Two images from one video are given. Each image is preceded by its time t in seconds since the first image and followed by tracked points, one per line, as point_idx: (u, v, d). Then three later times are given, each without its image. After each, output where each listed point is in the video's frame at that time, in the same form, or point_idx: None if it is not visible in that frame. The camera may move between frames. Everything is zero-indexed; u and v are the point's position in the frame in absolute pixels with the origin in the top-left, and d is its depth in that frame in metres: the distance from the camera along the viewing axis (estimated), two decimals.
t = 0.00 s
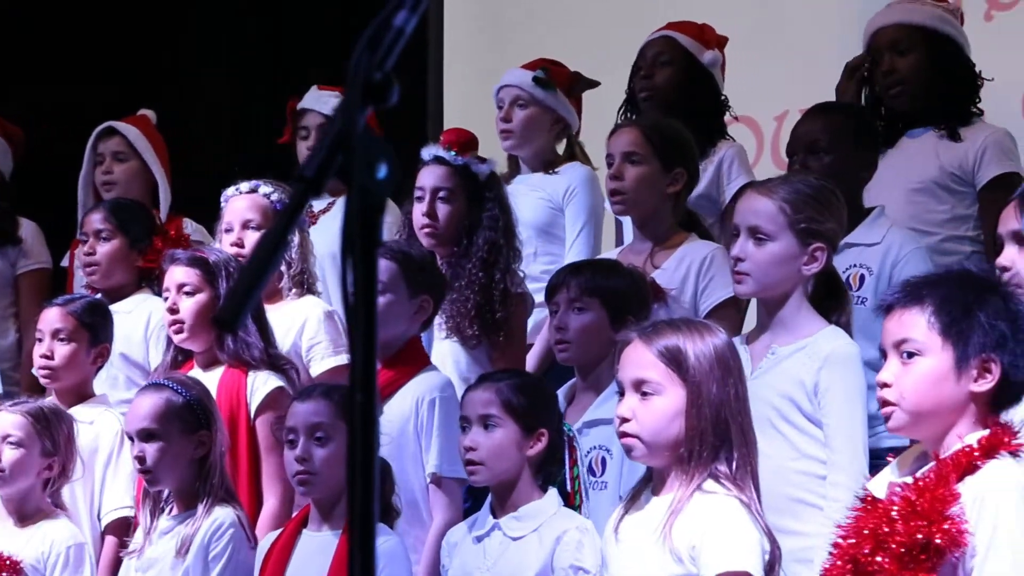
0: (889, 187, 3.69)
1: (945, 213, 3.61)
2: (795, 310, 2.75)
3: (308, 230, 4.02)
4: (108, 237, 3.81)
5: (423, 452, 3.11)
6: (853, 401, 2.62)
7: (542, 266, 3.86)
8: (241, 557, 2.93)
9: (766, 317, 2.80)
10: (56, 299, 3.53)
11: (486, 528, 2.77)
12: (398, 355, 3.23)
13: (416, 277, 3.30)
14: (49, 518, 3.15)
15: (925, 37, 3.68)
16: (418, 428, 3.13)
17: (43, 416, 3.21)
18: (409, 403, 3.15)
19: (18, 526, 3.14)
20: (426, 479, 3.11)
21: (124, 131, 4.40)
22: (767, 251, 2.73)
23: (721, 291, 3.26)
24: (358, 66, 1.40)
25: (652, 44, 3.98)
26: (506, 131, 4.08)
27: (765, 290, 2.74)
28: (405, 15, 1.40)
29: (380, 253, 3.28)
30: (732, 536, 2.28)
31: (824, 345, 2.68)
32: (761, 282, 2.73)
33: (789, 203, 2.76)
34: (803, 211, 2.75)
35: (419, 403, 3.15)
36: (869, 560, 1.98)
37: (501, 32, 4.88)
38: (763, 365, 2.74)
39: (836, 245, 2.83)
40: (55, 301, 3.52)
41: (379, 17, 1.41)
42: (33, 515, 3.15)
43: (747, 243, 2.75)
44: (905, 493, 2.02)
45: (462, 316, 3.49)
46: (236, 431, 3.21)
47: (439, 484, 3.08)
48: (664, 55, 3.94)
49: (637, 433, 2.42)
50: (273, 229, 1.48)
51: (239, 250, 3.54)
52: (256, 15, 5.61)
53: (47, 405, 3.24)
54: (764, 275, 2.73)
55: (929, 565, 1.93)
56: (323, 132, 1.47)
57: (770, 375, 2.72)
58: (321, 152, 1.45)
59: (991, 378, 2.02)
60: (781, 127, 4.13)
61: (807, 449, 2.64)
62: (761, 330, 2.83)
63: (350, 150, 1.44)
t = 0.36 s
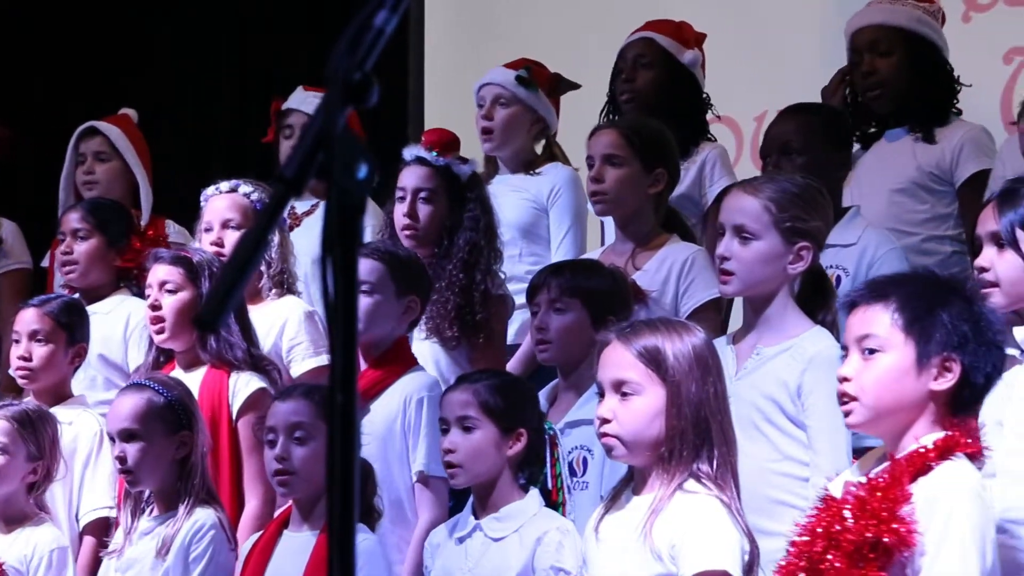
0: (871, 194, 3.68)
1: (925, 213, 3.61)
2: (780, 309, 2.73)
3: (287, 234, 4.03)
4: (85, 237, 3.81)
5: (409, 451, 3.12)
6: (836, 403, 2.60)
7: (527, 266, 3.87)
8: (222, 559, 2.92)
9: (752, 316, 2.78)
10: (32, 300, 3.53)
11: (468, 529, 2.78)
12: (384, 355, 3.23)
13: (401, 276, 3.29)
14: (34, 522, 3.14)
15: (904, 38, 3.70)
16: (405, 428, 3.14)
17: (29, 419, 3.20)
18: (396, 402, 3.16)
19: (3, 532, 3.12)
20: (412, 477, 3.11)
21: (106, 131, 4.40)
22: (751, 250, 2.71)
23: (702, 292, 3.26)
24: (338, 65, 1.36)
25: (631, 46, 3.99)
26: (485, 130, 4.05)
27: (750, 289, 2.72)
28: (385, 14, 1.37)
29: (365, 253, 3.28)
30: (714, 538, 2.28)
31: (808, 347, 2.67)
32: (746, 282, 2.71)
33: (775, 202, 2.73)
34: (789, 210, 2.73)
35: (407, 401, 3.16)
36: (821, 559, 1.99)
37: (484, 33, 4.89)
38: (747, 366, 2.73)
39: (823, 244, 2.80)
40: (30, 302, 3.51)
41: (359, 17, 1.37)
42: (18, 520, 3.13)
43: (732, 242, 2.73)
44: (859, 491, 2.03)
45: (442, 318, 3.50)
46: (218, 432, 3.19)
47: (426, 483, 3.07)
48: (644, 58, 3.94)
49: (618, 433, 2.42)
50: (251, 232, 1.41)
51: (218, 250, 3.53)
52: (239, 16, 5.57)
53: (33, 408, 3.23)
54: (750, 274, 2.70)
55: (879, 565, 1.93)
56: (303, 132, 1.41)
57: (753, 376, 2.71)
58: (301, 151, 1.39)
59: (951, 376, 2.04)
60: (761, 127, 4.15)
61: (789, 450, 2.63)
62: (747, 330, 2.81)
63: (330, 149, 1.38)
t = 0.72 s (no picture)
0: (847, 195, 3.70)
1: (901, 214, 3.60)
2: (763, 309, 2.73)
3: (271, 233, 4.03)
4: (63, 236, 3.79)
5: (395, 451, 3.11)
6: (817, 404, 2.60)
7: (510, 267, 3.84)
8: (202, 559, 2.90)
9: (735, 317, 2.78)
10: (10, 300, 3.51)
11: (447, 529, 2.76)
12: (371, 355, 3.23)
13: (386, 275, 3.28)
14: (16, 522, 3.11)
15: (889, 39, 3.70)
16: (392, 427, 3.13)
17: (17, 419, 3.18)
18: (382, 400, 3.15)
19: None
20: (398, 476, 3.09)
21: (86, 130, 4.39)
22: (734, 248, 2.70)
23: (682, 293, 3.26)
24: (318, 65, 1.30)
25: (613, 49, 3.98)
26: (467, 134, 4.05)
27: (732, 290, 2.70)
28: (365, 14, 1.33)
29: (349, 253, 3.25)
30: (694, 539, 2.26)
31: (790, 348, 2.67)
32: (728, 282, 2.70)
33: (757, 200, 2.73)
34: (772, 208, 2.73)
35: (393, 401, 3.15)
36: (799, 555, 1.99)
37: (467, 34, 4.90)
38: (728, 366, 2.72)
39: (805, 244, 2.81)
40: (8, 302, 3.49)
41: (339, 18, 1.33)
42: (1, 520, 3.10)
43: (714, 240, 2.73)
44: (837, 489, 2.03)
45: (421, 319, 3.50)
46: (197, 432, 3.18)
47: (412, 482, 3.04)
48: (626, 58, 3.94)
49: (600, 433, 2.41)
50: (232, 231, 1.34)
51: (200, 249, 3.52)
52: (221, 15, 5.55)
53: (21, 407, 3.21)
54: (731, 273, 2.69)
55: (852, 564, 1.93)
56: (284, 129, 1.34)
57: (734, 376, 2.71)
58: (282, 150, 1.32)
59: (922, 372, 2.03)
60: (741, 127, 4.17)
61: (769, 451, 2.62)
62: (727, 331, 2.81)
63: (311, 148, 1.32)
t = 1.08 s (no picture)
0: (828, 192, 3.70)
1: (883, 215, 3.60)
2: (741, 310, 2.73)
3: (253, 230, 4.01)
4: (42, 235, 3.79)
5: (381, 450, 3.09)
6: (795, 404, 2.60)
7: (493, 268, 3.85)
8: (183, 559, 2.88)
9: (712, 317, 2.78)
10: None
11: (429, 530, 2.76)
12: (356, 357, 3.21)
13: (372, 277, 3.27)
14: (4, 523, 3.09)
15: (872, 40, 3.73)
16: (376, 427, 3.11)
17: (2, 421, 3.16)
18: (368, 401, 3.13)
19: None
20: (382, 476, 3.08)
21: (66, 128, 4.38)
22: (713, 249, 2.72)
23: (664, 294, 3.26)
24: (299, 64, 1.21)
25: (598, 50, 3.99)
26: (448, 137, 4.05)
27: (711, 291, 2.72)
28: (347, 14, 1.23)
29: (335, 253, 3.24)
30: (678, 536, 2.26)
31: (768, 348, 2.67)
32: (707, 283, 2.71)
33: (736, 201, 2.75)
34: (750, 209, 2.74)
35: (379, 402, 3.13)
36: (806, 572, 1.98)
37: (448, 37, 4.91)
38: (708, 366, 2.72)
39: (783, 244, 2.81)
40: None
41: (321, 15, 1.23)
42: None
43: (693, 241, 2.74)
44: (835, 502, 2.02)
45: (404, 319, 3.49)
46: (179, 432, 3.17)
47: (396, 482, 3.01)
48: (612, 59, 3.95)
49: (582, 433, 2.42)
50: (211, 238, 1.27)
51: (182, 249, 3.51)
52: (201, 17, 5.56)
53: (6, 409, 3.19)
54: (710, 274, 2.71)
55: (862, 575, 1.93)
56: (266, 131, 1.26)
57: (714, 376, 2.71)
58: (261, 153, 1.24)
59: (907, 373, 2.04)
60: (724, 127, 4.17)
61: (747, 451, 2.62)
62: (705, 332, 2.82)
63: (292, 151, 1.23)
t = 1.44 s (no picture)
0: (810, 193, 3.71)
1: (864, 215, 3.62)
2: (720, 311, 2.75)
3: (232, 227, 4.02)
4: (23, 235, 3.78)
5: (361, 451, 3.08)
6: (772, 405, 2.61)
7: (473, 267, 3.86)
8: (163, 560, 2.88)
9: (692, 318, 2.80)
10: None
11: (412, 530, 2.76)
12: (339, 355, 3.21)
13: (355, 277, 3.27)
14: None
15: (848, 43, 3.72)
16: (358, 426, 3.11)
17: None
18: (350, 400, 3.13)
19: None
20: (364, 477, 3.08)
21: (43, 128, 4.37)
22: (690, 251, 2.73)
23: (644, 294, 3.26)
24: (280, 64, 1.26)
25: (582, 48, 4.00)
26: (430, 137, 4.05)
27: (690, 292, 2.74)
28: (329, 14, 1.28)
29: (317, 254, 3.23)
30: (659, 531, 2.27)
31: (747, 348, 2.68)
32: (685, 284, 2.73)
33: (712, 203, 2.76)
34: (726, 211, 2.76)
35: (360, 402, 3.13)
36: (794, 568, 1.97)
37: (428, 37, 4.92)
38: (685, 368, 2.74)
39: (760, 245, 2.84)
40: None
41: (302, 16, 1.28)
42: None
43: (670, 243, 2.75)
44: (824, 499, 2.01)
45: (390, 319, 3.50)
46: (161, 433, 3.16)
47: (378, 481, 3.02)
48: (595, 58, 3.95)
49: (564, 432, 2.41)
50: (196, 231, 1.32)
51: (161, 248, 3.51)
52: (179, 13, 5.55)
53: None
54: (689, 275, 2.72)
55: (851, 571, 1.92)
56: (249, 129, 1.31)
57: (692, 376, 2.72)
58: (244, 151, 1.29)
59: (896, 374, 2.05)
60: (705, 128, 4.17)
61: (726, 451, 2.63)
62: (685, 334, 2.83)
63: (274, 150, 1.28)
